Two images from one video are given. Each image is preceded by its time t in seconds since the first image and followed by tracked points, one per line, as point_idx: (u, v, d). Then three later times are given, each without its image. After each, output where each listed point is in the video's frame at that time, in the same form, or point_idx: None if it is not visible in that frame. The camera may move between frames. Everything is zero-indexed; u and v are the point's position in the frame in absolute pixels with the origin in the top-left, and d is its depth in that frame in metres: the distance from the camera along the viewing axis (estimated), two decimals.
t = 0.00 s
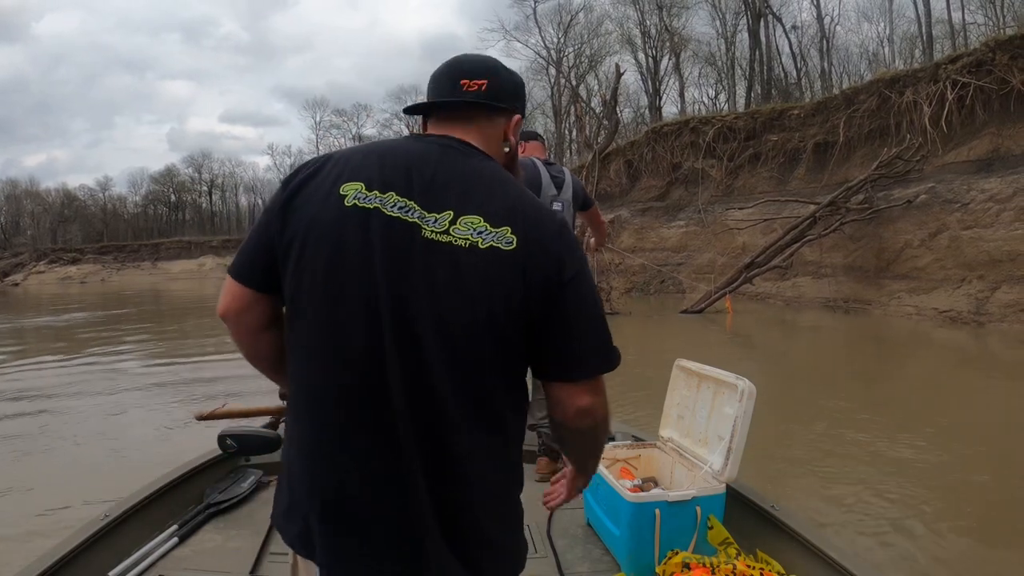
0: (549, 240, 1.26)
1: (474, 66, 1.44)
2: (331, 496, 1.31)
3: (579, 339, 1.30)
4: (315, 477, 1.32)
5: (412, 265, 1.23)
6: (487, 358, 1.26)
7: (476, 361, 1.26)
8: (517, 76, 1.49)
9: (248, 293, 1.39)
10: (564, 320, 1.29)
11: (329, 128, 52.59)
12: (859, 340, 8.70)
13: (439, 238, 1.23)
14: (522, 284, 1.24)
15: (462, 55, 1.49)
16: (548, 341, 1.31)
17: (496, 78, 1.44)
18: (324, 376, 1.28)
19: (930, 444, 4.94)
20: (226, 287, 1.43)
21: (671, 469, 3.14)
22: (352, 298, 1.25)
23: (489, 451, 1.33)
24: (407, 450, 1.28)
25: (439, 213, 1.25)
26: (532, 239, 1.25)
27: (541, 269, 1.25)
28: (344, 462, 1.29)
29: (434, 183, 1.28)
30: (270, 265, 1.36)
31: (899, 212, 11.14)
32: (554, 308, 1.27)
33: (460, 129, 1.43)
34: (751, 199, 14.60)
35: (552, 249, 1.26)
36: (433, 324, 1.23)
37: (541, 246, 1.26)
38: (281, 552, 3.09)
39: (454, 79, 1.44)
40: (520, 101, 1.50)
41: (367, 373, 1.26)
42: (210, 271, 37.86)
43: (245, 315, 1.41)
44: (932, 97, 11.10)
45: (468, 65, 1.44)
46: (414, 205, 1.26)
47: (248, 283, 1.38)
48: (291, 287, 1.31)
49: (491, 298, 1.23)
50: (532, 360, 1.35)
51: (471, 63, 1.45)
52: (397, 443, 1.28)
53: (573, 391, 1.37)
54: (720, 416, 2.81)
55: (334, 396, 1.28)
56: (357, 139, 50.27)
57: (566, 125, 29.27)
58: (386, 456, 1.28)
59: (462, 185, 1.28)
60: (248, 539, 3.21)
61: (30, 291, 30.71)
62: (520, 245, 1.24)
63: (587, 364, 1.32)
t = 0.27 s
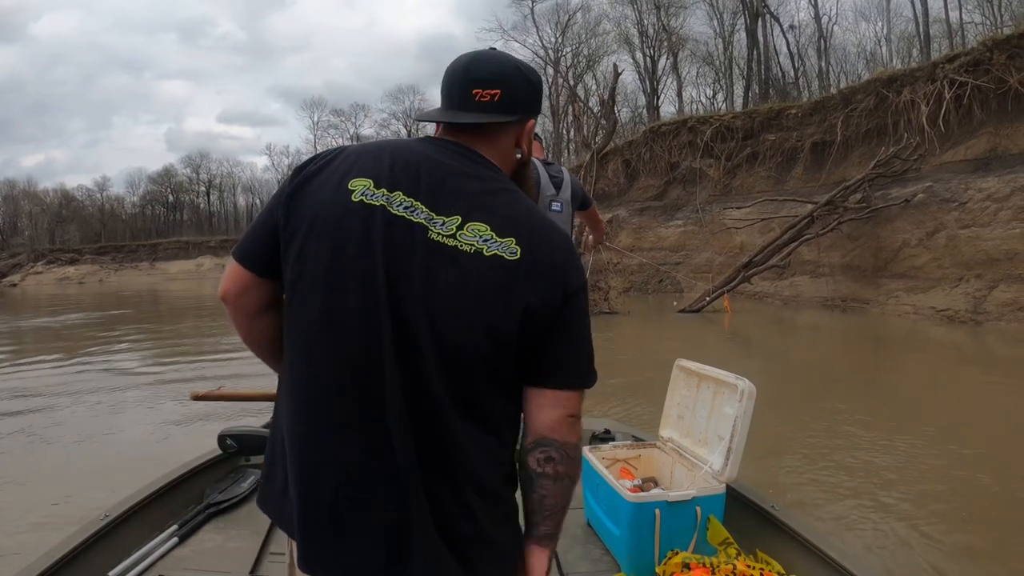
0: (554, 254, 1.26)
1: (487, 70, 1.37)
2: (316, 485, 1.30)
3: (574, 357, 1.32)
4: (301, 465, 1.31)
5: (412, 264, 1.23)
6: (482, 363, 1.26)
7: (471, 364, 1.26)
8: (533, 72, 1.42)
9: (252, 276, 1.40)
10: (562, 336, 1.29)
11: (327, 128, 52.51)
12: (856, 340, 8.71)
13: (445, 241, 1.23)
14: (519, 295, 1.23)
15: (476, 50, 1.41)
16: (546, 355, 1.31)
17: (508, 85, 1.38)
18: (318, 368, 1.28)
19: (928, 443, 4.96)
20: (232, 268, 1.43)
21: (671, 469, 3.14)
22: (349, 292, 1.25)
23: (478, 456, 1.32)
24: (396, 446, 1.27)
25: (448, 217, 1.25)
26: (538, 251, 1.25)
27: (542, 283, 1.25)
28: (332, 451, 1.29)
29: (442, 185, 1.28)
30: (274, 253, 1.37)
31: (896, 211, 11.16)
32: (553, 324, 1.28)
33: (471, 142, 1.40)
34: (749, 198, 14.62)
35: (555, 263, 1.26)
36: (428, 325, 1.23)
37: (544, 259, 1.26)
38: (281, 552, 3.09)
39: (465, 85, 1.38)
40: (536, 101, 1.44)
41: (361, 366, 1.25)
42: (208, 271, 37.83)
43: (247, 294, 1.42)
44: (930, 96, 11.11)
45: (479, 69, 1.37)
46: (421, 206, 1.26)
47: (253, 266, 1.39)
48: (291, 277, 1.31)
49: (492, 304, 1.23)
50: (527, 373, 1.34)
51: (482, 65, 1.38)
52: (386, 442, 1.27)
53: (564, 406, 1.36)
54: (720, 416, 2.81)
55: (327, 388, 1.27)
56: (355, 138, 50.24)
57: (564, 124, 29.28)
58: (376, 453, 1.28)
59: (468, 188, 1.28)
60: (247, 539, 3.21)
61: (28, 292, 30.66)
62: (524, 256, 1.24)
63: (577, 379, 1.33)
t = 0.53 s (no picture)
0: (552, 246, 1.27)
1: (481, 66, 1.36)
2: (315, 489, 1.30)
3: (576, 347, 1.30)
4: (301, 469, 1.30)
5: (410, 262, 1.23)
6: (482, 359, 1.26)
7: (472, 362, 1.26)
8: (527, 69, 1.42)
9: (249, 283, 1.39)
10: (561, 329, 1.29)
11: (325, 128, 52.45)
12: (855, 339, 8.72)
13: (441, 237, 1.23)
14: (516, 288, 1.25)
15: (471, 44, 1.39)
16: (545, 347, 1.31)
17: (504, 83, 1.37)
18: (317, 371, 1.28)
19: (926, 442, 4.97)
20: (226, 278, 1.42)
21: (671, 469, 3.15)
22: (346, 293, 1.25)
23: (480, 452, 1.32)
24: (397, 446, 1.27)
25: (443, 213, 1.25)
26: (534, 244, 1.26)
27: (541, 274, 1.26)
28: (333, 454, 1.29)
29: (435, 183, 1.28)
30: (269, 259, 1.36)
31: (894, 211, 11.17)
32: (551, 317, 1.28)
33: (465, 139, 1.40)
34: (746, 198, 14.63)
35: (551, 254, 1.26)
36: (429, 323, 1.23)
37: (540, 249, 1.26)
38: (281, 551, 3.09)
39: (460, 82, 1.36)
40: (530, 95, 1.44)
41: (361, 367, 1.26)
42: (206, 271, 37.76)
43: (244, 305, 1.41)
44: (927, 96, 11.13)
45: (475, 65, 1.36)
46: (414, 205, 1.26)
47: (249, 272, 1.38)
48: (289, 282, 1.31)
49: (490, 299, 1.23)
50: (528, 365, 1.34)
51: (478, 62, 1.36)
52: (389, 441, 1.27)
53: (569, 392, 1.34)
54: (720, 416, 2.82)
55: (326, 389, 1.27)
56: (353, 138, 50.19)
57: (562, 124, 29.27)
58: (378, 452, 1.28)
59: (463, 184, 1.29)
60: (247, 539, 3.21)
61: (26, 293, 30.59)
62: (521, 246, 1.25)
63: (579, 368, 1.31)
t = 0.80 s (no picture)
0: (545, 228, 1.27)
1: (451, 57, 1.34)
2: (334, 503, 1.29)
3: (578, 324, 1.29)
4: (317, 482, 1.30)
5: (407, 261, 1.23)
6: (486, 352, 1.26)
7: (478, 358, 1.26)
8: (497, 52, 1.41)
9: (243, 307, 1.39)
10: (561, 310, 1.28)
11: (323, 128, 52.40)
12: (853, 340, 8.73)
13: (435, 234, 1.23)
14: (515, 276, 1.25)
15: (437, 34, 1.38)
16: (545, 331, 1.30)
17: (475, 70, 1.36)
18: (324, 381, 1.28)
19: (924, 443, 4.98)
20: (220, 304, 1.42)
21: (670, 469, 3.15)
22: (348, 302, 1.25)
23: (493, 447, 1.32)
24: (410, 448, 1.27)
25: (432, 210, 1.25)
26: (528, 229, 1.26)
27: (538, 258, 1.26)
28: (349, 466, 1.29)
29: (421, 183, 1.27)
30: (264, 277, 1.36)
31: (891, 212, 11.19)
32: (548, 302, 1.28)
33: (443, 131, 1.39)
34: (744, 200, 14.65)
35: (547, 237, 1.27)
36: (431, 320, 1.23)
37: (535, 235, 1.26)
38: (281, 551, 3.09)
39: (431, 72, 1.35)
40: (502, 82, 1.43)
41: (367, 373, 1.26)
42: (203, 271, 37.66)
43: (242, 328, 1.41)
44: (925, 98, 11.16)
45: (444, 54, 1.34)
46: (403, 206, 1.26)
47: (243, 297, 1.38)
48: (286, 295, 1.31)
49: (490, 292, 1.24)
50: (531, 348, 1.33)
51: (445, 51, 1.35)
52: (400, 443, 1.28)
53: (577, 368, 1.32)
54: (720, 416, 2.82)
55: (334, 400, 1.27)
56: (351, 138, 50.07)
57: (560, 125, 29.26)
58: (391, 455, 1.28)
59: (453, 180, 1.28)
60: (247, 539, 3.20)
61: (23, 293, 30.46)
62: (515, 231, 1.25)
63: (584, 344, 1.30)
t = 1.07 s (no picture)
0: (544, 223, 1.27)
1: (436, 53, 1.34)
2: (346, 511, 1.30)
3: (582, 317, 1.29)
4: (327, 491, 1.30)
5: (408, 265, 1.23)
6: (490, 352, 1.26)
7: (483, 359, 1.26)
8: (483, 48, 1.41)
9: (242, 318, 1.38)
10: (563, 305, 1.28)
11: (320, 129, 52.39)
12: (850, 341, 8.75)
13: (434, 236, 1.23)
14: (517, 274, 1.25)
15: (423, 31, 1.39)
16: (548, 326, 1.31)
17: (462, 64, 1.35)
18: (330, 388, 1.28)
19: (921, 444, 4.99)
20: (218, 316, 1.41)
21: (671, 469, 3.15)
22: (352, 308, 1.25)
23: (500, 447, 1.32)
24: (418, 451, 1.28)
25: (430, 212, 1.24)
26: (526, 226, 1.26)
27: (539, 254, 1.26)
28: (358, 473, 1.29)
29: (417, 184, 1.26)
30: (263, 287, 1.35)
31: (888, 214, 11.22)
32: (549, 299, 1.28)
33: (433, 127, 1.37)
34: (741, 201, 14.67)
35: (545, 234, 1.27)
36: (435, 323, 1.23)
37: (535, 232, 1.26)
38: (281, 551, 3.09)
39: (417, 68, 1.35)
40: (489, 77, 1.43)
41: (373, 379, 1.26)
42: (200, 272, 37.61)
43: (243, 339, 1.40)
44: (922, 100, 11.20)
45: (430, 50, 1.34)
46: (401, 209, 1.25)
47: (241, 309, 1.37)
48: (288, 303, 1.31)
49: (493, 290, 1.24)
50: (533, 344, 1.33)
51: (432, 46, 1.35)
52: (409, 446, 1.28)
53: (581, 361, 1.32)
54: (720, 416, 2.82)
55: (340, 407, 1.27)
56: (349, 139, 49.98)
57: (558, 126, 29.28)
58: (400, 459, 1.29)
59: (450, 180, 1.28)
60: (247, 539, 3.19)
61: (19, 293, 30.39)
62: (514, 228, 1.25)
63: (586, 337, 1.30)
